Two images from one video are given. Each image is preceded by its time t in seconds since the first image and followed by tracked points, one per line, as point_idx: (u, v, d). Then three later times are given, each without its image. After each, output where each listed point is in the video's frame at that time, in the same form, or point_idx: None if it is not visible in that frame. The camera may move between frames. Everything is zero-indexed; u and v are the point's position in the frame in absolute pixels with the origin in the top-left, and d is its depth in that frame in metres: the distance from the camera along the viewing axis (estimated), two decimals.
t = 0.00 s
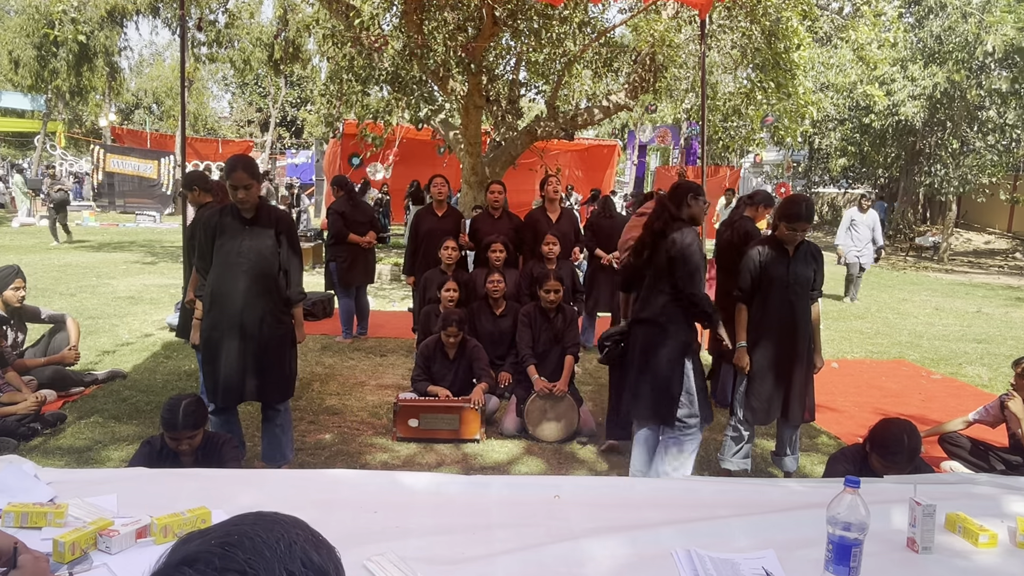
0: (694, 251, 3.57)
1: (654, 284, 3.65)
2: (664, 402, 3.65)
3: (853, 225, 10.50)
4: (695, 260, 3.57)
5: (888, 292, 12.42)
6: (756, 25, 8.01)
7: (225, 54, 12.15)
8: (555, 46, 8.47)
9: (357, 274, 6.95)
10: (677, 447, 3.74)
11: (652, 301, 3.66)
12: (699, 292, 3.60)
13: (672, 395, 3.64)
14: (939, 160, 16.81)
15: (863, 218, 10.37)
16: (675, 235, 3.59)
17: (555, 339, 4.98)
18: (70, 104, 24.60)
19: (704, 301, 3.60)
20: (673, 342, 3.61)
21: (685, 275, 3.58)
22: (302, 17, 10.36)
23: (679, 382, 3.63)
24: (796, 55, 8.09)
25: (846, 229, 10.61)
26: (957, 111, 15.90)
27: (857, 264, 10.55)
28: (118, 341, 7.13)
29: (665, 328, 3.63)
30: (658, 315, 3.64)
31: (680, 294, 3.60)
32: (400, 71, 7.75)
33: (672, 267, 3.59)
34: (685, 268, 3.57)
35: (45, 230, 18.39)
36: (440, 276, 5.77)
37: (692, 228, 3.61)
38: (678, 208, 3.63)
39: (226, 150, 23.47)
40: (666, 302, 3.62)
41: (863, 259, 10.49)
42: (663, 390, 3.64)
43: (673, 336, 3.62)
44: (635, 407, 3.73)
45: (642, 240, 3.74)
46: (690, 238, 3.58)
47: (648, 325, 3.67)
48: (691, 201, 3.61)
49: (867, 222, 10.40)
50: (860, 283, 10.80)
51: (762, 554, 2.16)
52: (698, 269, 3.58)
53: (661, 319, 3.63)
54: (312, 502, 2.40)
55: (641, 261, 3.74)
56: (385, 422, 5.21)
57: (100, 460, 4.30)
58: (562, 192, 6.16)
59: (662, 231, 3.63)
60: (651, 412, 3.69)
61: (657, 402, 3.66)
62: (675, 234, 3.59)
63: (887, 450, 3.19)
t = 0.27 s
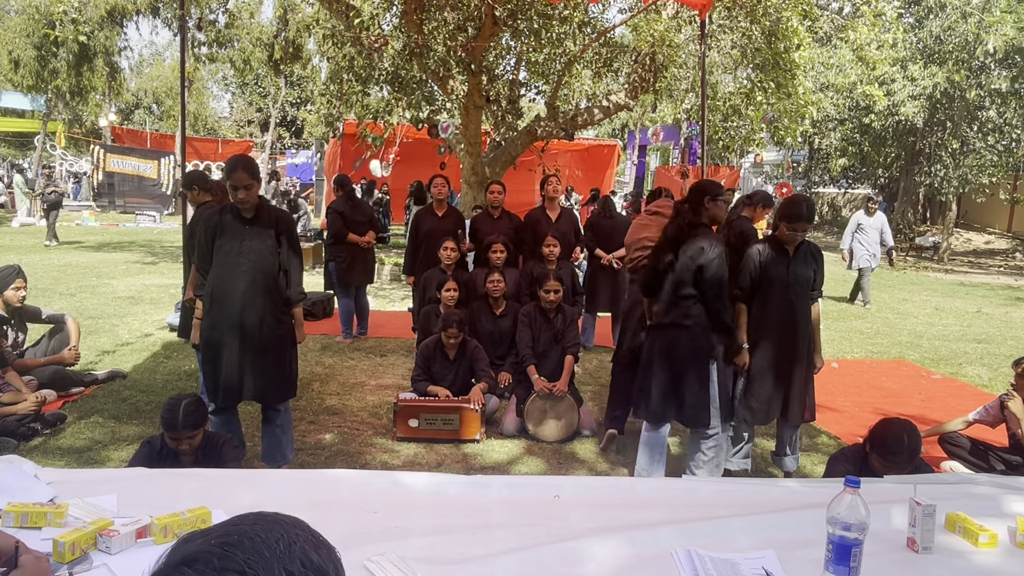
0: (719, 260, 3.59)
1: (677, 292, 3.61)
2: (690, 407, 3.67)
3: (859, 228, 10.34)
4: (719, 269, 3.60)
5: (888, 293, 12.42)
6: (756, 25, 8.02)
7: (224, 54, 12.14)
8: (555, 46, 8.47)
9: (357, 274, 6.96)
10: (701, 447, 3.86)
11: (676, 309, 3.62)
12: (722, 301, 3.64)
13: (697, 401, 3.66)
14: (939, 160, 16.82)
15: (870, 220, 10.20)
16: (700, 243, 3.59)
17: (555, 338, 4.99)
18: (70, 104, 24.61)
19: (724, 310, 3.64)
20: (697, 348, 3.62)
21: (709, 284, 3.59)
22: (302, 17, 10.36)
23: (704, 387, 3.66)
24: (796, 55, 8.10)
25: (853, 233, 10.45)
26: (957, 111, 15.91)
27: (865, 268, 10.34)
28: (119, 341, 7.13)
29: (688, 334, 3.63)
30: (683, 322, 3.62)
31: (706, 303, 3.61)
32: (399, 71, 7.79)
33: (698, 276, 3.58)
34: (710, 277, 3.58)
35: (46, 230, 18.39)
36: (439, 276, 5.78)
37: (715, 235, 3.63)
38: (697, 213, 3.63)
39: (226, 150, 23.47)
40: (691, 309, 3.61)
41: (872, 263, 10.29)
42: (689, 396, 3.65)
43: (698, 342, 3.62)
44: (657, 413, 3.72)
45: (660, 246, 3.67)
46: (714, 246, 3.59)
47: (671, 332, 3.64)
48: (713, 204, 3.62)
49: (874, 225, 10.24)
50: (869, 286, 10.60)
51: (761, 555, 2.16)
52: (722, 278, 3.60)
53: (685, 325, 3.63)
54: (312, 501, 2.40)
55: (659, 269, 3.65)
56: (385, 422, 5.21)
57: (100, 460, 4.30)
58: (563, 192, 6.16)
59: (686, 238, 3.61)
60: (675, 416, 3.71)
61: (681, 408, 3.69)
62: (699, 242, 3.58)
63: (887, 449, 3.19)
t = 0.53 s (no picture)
0: (744, 261, 3.68)
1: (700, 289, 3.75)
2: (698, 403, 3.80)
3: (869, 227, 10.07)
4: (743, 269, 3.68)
5: (888, 292, 12.43)
6: (756, 26, 8.03)
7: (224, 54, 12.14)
8: (555, 47, 8.49)
9: (356, 273, 6.97)
10: (702, 449, 3.89)
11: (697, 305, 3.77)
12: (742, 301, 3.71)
13: (705, 398, 3.78)
14: (939, 160, 16.84)
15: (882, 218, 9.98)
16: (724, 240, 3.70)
17: (555, 338, 4.99)
18: (70, 104, 24.62)
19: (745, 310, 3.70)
20: (712, 345, 3.75)
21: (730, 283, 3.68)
22: (302, 18, 10.37)
23: (712, 386, 3.77)
24: (796, 55, 8.11)
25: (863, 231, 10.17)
26: (957, 111, 15.93)
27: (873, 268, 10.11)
28: (119, 341, 7.14)
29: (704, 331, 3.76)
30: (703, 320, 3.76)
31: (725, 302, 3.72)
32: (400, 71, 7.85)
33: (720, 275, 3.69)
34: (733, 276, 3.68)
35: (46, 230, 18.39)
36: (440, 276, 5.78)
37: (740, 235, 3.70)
38: (723, 213, 3.76)
39: (226, 150, 23.48)
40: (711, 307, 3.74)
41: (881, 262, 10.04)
42: (698, 392, 3.78)
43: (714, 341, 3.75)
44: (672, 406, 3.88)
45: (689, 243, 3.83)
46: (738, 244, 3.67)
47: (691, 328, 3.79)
48: (736, 206, 3.74)
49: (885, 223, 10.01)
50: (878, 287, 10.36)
51: (761, 555, 2.16)
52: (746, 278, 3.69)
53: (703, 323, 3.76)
54: (312, 502, 2.40)
55: (688, 265, 3.83)
56: (385, 422, 5.21)
57: (100, 460, 4.30)
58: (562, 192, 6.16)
59: (712, 237, 3.73)
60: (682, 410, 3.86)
61: (690, 403, 3.82)
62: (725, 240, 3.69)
63: (887, 449, 3.19)
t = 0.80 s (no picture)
0: (739, 264, 3.69)
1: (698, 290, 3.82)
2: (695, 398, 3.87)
3: (880, 229, 9.84)
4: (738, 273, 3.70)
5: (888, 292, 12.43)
6: (756, 26, 8.04)
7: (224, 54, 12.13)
8: (555, 47, 8.49)
9: (355, 273, 6.98)
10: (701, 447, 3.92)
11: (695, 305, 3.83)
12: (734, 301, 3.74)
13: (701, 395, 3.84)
14: (938, 160, 16.84)
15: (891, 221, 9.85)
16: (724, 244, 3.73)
17: (555, 338, 4.99)
18: (70, 104, 24.63)
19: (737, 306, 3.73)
20: (710, 347, 3.78)
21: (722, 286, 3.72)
22: (302, 17, 10.37)
23: (710, 383, 3.81)
24: (796, 55, 8.11)
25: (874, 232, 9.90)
26: (957, 111, 15.93)
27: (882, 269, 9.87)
28: (119, 341, 7.14)
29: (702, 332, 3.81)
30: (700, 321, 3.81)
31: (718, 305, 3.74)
32: (399, 71, 7.77)
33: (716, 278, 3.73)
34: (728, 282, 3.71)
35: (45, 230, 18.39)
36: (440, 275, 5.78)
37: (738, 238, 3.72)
38: (729, 216, 3.76)
39: (226, 150, 23.48)
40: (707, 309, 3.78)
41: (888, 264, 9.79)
42: (696, 389, 3.84)
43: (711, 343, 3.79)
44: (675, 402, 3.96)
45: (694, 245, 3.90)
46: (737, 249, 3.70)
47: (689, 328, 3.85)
48: (741, 212, 3.72)
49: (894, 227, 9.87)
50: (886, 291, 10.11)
51: (761, 555, 2.15)
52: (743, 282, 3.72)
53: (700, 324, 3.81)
54: (312, 502, 2.40)
55: (692, 267, 3.91)
56: (385, 422, 5.21)
57: (100, 460, 4.30)
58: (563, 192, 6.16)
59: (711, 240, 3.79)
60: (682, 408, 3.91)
61: (691, 401, 3.87)
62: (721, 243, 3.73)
63: (887, 449, 3.19)
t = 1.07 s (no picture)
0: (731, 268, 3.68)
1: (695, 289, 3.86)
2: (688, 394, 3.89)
3: (892, 229, 9.72)
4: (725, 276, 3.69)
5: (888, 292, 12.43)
6: (756, 26, 8.03)
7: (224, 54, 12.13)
8: (555, 46, 8.49)
9: (354, 274, 6.98)
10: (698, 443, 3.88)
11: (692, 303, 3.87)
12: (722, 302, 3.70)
13: (693, 393, 3.85)
14: (938, 160, 16.83)
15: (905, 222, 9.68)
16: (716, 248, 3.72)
17: (555, 339, 4.99)
18: (70, 104, 24.63)
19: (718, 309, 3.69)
20: (703, 343, 3.78)
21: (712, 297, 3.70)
22: (302, 17, 10.36)
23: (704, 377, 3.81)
24: (796, 55, 8.11)
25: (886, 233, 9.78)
26: (957, 111, 15.94)
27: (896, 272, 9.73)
28: (119, 341, 7.14)
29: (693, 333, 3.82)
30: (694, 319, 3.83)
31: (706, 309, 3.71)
32: (400, 71, 7.77)
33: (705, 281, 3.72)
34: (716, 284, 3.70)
35: (45, 230, 18.39)
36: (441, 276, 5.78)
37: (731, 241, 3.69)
38: (728, 219, 3.73)
39: (226, 150, 23.47)
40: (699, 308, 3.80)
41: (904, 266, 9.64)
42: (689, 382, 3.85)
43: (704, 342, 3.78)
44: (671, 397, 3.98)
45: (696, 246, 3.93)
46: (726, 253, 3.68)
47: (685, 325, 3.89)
48: (742, 215, 3.69)
49: (907, 228, 9.71)
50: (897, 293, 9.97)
51: (762, 555, 2.15)
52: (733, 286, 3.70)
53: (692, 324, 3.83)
54: (312, 502, 2.40)
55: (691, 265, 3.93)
56: (385, 422, 5.21)
57: (100, 460, 4.30)
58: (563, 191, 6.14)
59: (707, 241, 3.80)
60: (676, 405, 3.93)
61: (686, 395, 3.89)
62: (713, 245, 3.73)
63: (887, 449, 3.19)
